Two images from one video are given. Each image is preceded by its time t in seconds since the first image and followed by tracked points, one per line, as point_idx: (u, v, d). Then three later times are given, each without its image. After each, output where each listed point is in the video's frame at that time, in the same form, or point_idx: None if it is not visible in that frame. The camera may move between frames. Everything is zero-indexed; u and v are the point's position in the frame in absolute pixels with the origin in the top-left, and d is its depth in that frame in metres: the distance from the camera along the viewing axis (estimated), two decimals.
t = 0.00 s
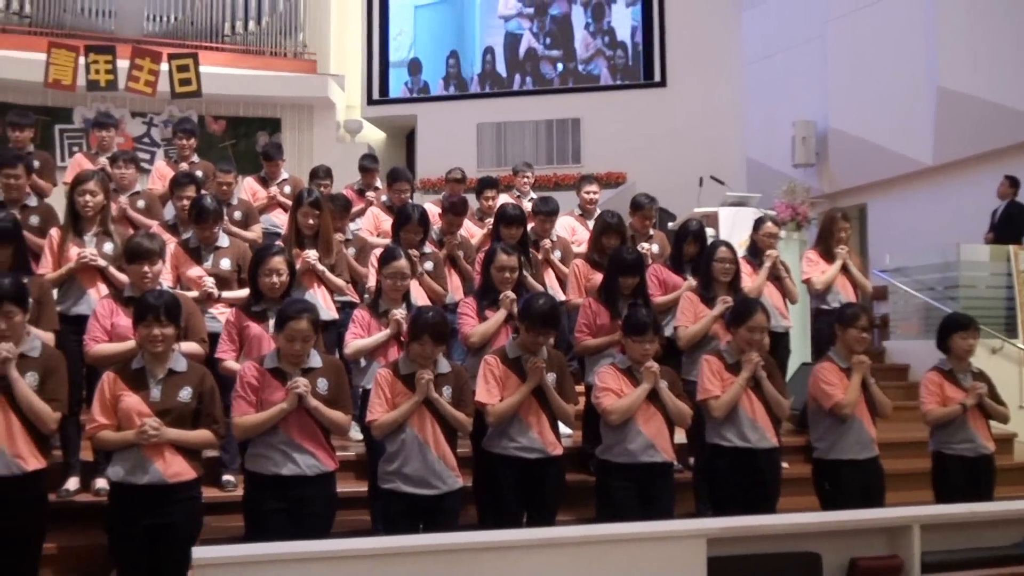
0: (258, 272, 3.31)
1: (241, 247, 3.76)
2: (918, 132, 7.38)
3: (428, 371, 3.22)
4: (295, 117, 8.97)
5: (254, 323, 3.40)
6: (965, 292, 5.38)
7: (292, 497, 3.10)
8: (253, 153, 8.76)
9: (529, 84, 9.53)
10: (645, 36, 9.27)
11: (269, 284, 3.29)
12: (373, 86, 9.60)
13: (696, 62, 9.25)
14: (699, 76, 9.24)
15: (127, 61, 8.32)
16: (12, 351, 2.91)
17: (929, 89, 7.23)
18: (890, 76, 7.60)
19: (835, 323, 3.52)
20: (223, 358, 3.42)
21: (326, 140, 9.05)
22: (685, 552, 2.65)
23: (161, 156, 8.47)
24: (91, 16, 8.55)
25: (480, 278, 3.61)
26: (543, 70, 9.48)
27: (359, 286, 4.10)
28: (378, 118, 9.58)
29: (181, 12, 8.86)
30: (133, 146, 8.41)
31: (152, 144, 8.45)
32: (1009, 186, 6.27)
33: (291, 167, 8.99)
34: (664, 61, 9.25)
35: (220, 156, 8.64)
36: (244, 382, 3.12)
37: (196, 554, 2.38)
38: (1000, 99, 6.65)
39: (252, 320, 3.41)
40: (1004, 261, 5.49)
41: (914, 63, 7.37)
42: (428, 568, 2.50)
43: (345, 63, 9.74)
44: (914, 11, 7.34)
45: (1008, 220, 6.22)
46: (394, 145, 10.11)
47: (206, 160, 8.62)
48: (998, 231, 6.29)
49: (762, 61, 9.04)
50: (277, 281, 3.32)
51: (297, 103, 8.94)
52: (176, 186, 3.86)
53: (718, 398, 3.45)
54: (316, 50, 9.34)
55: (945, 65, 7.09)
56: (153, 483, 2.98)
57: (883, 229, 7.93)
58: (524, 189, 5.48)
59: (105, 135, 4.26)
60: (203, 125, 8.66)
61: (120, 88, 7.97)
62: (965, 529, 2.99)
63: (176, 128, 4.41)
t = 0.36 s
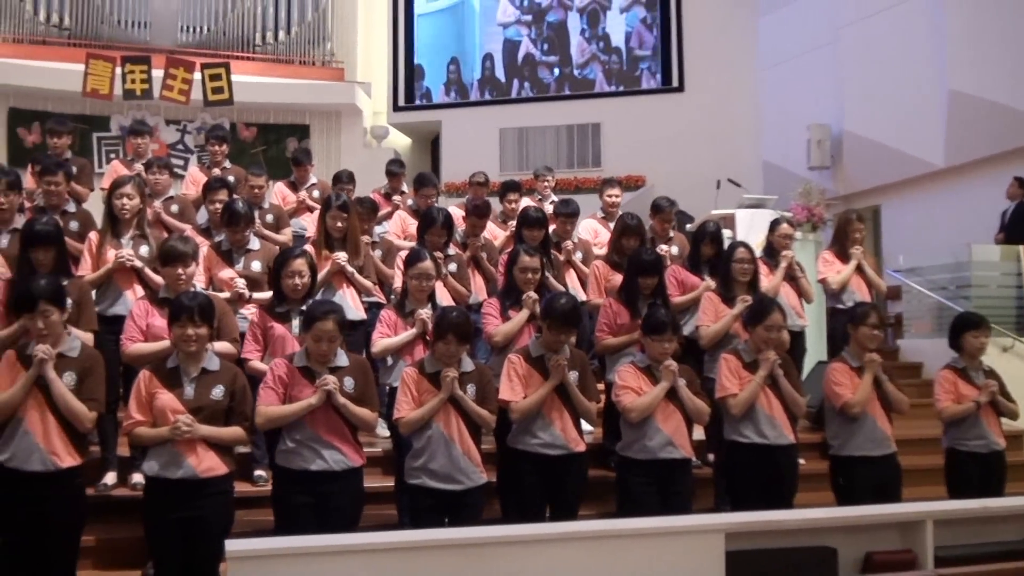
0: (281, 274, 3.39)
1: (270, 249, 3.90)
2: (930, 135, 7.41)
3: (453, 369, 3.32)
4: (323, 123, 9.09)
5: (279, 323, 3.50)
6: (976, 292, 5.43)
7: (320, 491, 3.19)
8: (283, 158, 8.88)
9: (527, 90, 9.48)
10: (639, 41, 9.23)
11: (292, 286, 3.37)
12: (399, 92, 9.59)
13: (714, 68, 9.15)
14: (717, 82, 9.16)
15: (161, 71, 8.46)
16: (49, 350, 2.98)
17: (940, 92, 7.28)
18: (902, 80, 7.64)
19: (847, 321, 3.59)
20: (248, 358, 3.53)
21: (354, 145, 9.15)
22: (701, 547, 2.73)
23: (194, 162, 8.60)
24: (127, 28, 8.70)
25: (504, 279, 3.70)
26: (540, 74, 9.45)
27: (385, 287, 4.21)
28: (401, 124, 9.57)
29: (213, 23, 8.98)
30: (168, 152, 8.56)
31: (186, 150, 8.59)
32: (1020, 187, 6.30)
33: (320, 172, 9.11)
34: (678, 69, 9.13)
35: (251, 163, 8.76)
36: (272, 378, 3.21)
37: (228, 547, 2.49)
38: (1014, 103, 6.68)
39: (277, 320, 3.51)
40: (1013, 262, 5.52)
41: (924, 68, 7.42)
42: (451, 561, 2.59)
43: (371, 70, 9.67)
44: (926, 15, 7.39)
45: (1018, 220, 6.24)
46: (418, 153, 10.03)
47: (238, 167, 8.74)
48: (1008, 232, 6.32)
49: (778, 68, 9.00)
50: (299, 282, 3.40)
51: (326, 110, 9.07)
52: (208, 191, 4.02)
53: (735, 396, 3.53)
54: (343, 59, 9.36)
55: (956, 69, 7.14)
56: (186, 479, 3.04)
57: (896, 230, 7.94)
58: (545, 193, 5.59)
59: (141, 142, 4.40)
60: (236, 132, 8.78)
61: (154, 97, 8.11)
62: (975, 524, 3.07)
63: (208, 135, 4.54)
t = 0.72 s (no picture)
0: (304, 276, 3.40)
1: (297, 250, 3.95)
2: (958, 133, 7.10)
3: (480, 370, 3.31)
4: (349, 124, 9.10)
5: (303, 325, 3.53)
6: (1007, 291, 5.36)
7: (346, 491, 3.19)
8: (310, 160, 8.95)
9: (538, 91, 9.36)
10: (650, 40, 9.10)
11: (315, 287, 3.38)
12: (425, 91, 9.50)
13: (741, 68, 8.94)
14: (744, 81, 8.93)
15: (189, 74, 8.54)
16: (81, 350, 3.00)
17: (967, 89, 6.97)
18: (926, 77, 7.36)
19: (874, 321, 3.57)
20: (274, 359, 3.52)
21: (379, 145, 9.12)
22: (730, 549, 2.71)
23: (222, 164, 8.66)
24: (155, 31, 8.81)
25: (530, 279, 3.71)
26: (550, 75, 9.34)
27: (412, 288, 4.23)
28: (429, 124, 9.47)
29: (241, 26, 9.09)
30: (195, 154, 8.63)
31: (214, 153, 8.65)
32: None
33: (346, 172, 9.12)
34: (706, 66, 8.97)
35: (278, 164, 8.88)
36: (301, 380, 3.23)
37: (257, 547, 2.50)
38: None
39: (301, 322, 3.54)
40: None
41: (949, 65, 7.13)
42: (479, 562, 2.58)
43: (397, 71, 9.58)
44: (950, 9, 7.11)
45: None
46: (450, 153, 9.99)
47: (266, 168, 8.88)
48: None
49: (804, 66, 8.67)
50: (323, 283, 3.41)
51: (352, 111, 9.06)
52: (236, 192, 4.05)
53: (764, 397, 3.51)
54: (369, 60, 9.36)
55: (982, 64, 6.83)
56: (212, 478, 3.03)
57: (926, 229, 7.57)
58: (571, 194, 5.59)
59: (168, 144, 4.44)
60: (263, 133, 8.89)
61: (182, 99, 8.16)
62: (1007, 526, 3.03)
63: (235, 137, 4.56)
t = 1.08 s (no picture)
0: (333, 276, 3.41)
1: (325, 250, 3.97)
2: (989, 130, 6.69)
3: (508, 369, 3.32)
4: (376, 125, 9.09)
5: (334, 325, 3.52)
6: None
7: (373, 490, 3.19)
8: (337, 160, 8.91)
9: (549, 88, 9.01)
10: (660, 36, 8.70)
11: (345, 287, 3.39)
12: (453, 92, 9.22)
13: (769, 64, 8.53)
14: (771, 78, 8.51)
15: (217, 75, 8.58)
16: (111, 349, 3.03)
17: (999, 85, 6.54)
18: (956, 73, 6.95)
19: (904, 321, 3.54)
20: (304, 359, 3.54)
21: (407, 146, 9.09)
22: (759, 549, 2.69)
23: (250, 164, 8.70)
24: (184, 33, 8.87)
25: (557, 279, 3.72)
26: (561, 72, 8.96)
27: (439, 288, 4.24)
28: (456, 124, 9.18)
29: (269, 27, 9.12)
30: (224, 155, 8.68)
31: (242, 153, 8.69)
32: None
33: (372, 173, 9.10)
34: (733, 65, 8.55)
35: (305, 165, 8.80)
36: (329, 379, 3.23)
37: (284, 544, 2.50)
38: None
39: (331, 321, 3.53)
40: None
41: (979, 60, 6.73)
42: (506, 561, 2.58)
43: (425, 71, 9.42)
44: None
45: None
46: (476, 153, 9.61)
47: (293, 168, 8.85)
48: None
49: (831, 63, 8.23)
50: (353, 283, 3.41)
51: (379, 111, 9.07)
52: (265, 192, 4.10)
53: (794, 398, 3.49)
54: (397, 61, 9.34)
55: (1013, 59, 6.42)
56: (240, 476, 3.04)
57: (957, 228, 7.09)
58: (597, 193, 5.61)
59: (197, 145, 4.48)
60: (290, 134, 8.84)
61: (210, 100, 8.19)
62: None
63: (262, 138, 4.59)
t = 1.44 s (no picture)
0: (368, 275, 3.43)
1: (352, 250, 4.00)
2: None
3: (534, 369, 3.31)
4: (402, 125, 9.10)
5: (367, 324, 3.54)
6: None
7: (400, 489, 3.19)
8: (364, 160, 8.93)
9: (562, 87, 8.92)
10: (673, 34, 8.57)
11: (380, 285, 3.41)
12: (478, 91, 9.12)
13: (796, 62, 8.36)
14: (799, 75, 8.35)
15: (244, 76, 8.62)
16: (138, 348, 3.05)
17: None
18: (989, 68, 6.81)
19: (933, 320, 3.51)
20: (337, 357, 3.57)
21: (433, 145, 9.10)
22: (787, 550, 2.67)
23: (277, 165, 8.74)
24: (211, 34, 8.93)
25: (583, 278, 3.72)
26: (575, 71, 8.87)
27: (466, 288, 4.26)
28: (482, 124, 9.10)
29: (294, 29, 9.17)
30: (251, 155, 8.74)
31: (269, 154, 8.73)
32: None
33: (399, 173, 9.10)
34: (761, 61, 8.37)
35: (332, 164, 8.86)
36: (355, 379, 3.23)
37: (312, 544, 2.51)
38: None
39: (365, 320, 3.55)
40: None
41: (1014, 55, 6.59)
42: (535, 560, 2.57)
43: (450, 70, 9.43)
44: None
45: None
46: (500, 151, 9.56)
47: (319, 168, 8.88)
48: None
49: (860, 59, 8.10)
50: (387, 282, 3.43)
51: (405, 112, 9.07)
52: (292, 192, 4.14)
53: (818, 398, 3.47)
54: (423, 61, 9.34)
55: None
56: (267, 475, 3.05)
57: (988, 225, 7.04)
58: (623, 192, 5.63)
59: (224, 145, 4.52)
60: (317, 134, 8.89)
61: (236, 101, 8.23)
62: None
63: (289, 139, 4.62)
